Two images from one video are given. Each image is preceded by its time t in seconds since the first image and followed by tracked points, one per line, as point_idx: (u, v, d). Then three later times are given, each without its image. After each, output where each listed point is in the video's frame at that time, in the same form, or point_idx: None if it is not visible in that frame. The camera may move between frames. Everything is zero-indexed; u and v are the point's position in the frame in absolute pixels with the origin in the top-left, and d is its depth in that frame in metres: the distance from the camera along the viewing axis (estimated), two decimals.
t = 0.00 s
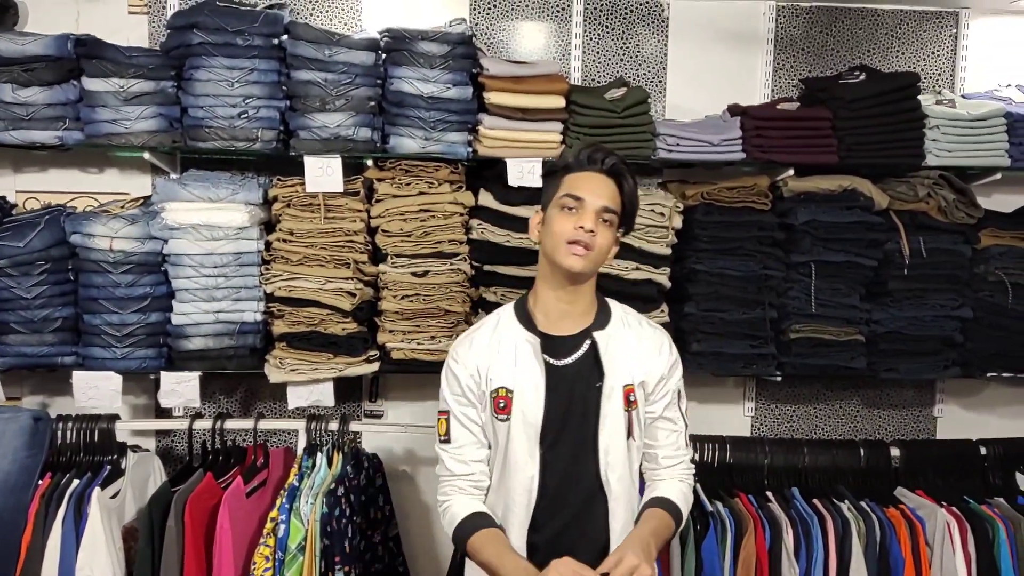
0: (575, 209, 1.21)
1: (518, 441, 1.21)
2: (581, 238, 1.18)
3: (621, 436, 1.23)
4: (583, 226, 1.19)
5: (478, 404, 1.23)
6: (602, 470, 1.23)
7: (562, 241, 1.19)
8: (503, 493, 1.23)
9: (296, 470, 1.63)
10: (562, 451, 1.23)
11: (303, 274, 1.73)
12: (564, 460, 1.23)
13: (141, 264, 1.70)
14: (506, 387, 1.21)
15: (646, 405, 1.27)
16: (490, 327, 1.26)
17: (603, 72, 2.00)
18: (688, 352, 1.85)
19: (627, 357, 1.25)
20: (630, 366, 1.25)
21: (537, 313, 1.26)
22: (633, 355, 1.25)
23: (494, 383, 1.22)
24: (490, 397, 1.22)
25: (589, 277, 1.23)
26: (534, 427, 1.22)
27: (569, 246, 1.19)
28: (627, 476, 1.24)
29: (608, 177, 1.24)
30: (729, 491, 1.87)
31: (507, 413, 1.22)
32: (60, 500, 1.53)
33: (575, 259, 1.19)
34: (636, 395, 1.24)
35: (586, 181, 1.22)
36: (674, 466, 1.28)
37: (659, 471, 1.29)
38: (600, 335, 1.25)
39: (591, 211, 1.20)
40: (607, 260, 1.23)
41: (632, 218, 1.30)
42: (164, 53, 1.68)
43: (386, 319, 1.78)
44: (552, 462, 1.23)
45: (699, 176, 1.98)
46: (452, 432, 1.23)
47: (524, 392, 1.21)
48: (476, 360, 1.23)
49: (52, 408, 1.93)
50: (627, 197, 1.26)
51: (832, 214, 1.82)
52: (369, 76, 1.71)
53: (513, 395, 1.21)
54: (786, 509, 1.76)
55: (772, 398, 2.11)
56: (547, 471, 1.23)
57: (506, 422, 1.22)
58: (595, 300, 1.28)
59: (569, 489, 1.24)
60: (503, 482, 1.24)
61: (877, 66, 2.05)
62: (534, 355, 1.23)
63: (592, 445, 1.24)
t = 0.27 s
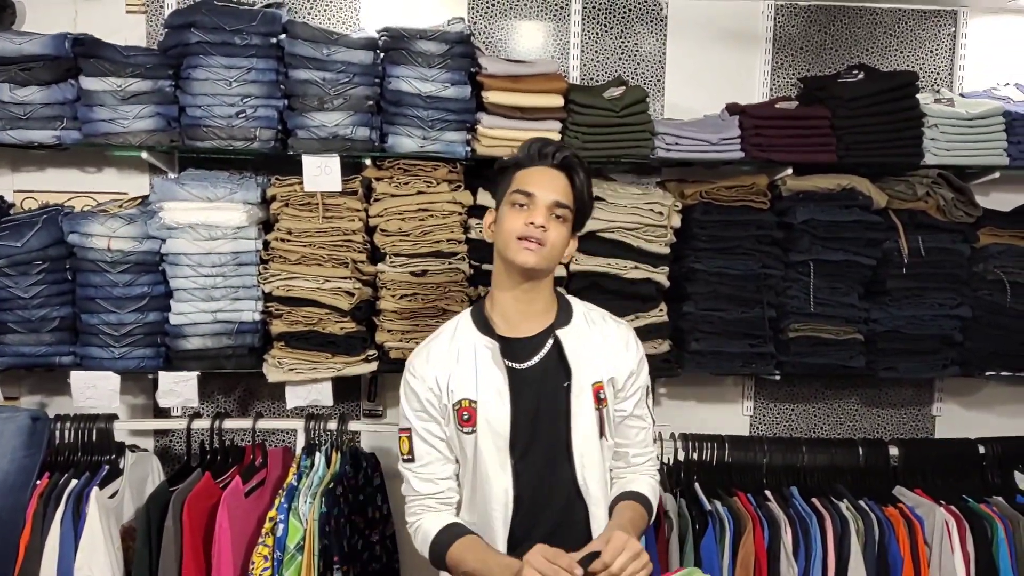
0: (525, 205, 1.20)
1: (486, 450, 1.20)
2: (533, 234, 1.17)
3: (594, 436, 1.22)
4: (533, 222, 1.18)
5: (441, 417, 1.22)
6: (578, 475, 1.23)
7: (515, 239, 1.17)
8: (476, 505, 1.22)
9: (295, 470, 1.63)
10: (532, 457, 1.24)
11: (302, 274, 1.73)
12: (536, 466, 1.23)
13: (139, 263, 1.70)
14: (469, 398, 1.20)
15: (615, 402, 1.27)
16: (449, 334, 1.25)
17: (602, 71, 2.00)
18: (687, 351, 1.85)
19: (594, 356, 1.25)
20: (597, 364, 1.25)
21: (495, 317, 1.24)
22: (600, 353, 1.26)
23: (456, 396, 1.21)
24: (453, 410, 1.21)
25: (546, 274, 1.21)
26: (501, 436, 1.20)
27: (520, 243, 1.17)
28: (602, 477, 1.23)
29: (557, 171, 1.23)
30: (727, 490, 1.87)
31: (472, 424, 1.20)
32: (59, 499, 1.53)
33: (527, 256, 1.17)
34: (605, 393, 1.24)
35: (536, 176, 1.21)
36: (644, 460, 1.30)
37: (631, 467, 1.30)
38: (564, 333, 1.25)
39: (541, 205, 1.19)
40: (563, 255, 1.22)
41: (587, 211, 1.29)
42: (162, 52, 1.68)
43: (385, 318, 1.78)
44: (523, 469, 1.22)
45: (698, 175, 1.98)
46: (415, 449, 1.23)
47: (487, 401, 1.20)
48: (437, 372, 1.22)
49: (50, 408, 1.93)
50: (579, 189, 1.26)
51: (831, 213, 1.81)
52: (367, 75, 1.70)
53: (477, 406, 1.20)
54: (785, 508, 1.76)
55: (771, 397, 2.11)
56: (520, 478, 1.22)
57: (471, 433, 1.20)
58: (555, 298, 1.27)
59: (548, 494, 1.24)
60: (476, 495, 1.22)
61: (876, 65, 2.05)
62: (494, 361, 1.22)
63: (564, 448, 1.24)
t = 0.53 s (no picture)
0: (515, 202, 1.20)
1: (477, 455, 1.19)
2: (521, 232, 1.17)
3: (589, 438, 1.22)
4: (523, 220, 1.18)
5: (429, 421, 1.21)
6: (575, 479, 1.22)
7: (503, 237, 1.18)
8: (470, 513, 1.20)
9: (295, 466, 1.63)
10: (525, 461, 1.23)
11: (302, 270, 1.73)
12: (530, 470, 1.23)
13: (139, 259, 1.69)
14: (458, 403, 1.19)
15: (609, 403, 1.27)
16: (437, 335, 1.25)
17: (603, 67, 2.00)
18: (687, 348, 1.85)
19: (587, 356, 1.25)
20: (591, 365, 1.25)
21: (484, 317, 1.25)
22: (592, 353, 1.26)
23: (444, 401, 1.20)
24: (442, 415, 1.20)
25: (535, 274, 1.22)
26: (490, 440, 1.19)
27: (510, 240, 1.18)
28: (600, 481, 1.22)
29: (548, 168, 1.24)
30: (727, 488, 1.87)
31: (461, 431, 1.19)
32: (59, 495, 1.52)
33: (516, 254, 1.18)
34: (600, 393, 1.24)
35: (527, 173, 1.22)
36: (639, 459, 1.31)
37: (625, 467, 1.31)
38: (555, 332, 1.25)
39: (531, 203, 1.20)
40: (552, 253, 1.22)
41: (578, 209, 1.29)
42: (162, 48, 1.68)
43: (385, 315, 1.78)
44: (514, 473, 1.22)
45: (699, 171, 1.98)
46: (400, 455, 1.23)
47: (476, 405, 1.19)
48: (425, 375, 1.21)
49: (50, 403, 1.93)
50: (572, 187, 1.26)
51: (832, 210, 1.81)
52: (367, 71, 1.70)
53: (466, 411, 1.19)
54: (784, 505, 1.76)
55: (771, 394, 2.11)
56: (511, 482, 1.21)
57: (459, 439, 1.19)
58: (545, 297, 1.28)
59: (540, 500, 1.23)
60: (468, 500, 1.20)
61: (877, 62, 2.05)
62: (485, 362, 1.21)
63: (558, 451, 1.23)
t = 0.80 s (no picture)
0: (565, 201, 1.17)
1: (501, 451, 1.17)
2: (570, 233, 1.14)
3: (621, 447, 1.20)
4: (571, 220, 1.14)
5: (457, 410, 1.22)
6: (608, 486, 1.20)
7: (550, 237, 1.15)
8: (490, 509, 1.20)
9: (298, 462, 1.64)
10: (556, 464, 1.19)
11: (305, 266, 1.73)
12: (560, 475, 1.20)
13: (141, 255, 1.69)
14: (487, 395, 1.19)
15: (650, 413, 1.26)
16: (472, 324, 1.25)
17: (605, 63, 1.99)
18: (690, 344, 1.85)
19: (629, 363, 1.23)
20: (632, 372, 1.23)
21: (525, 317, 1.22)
22: (636, 360, 1.24)
23: (473, 391, 1.20)
24: (467, 404, 1.20)
25: (580, 276, 1.18)
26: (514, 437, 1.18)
27: (557, 241, 1.14)
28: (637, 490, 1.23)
29: (602, 165, 1.20)
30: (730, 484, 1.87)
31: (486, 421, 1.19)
32: (63, 491, 1.53)
33: (563, 255, 1.14)
34: (639, 403, 1.22)
35: (579, 170, 1.19)
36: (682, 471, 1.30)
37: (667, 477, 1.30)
38: (596, 336, 1.22)
39: (581, 202, 1.16)
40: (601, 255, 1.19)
41: (628, 210, 1.25)
42: (164, 44, 1.68)
43: (388, 310, 1.78)
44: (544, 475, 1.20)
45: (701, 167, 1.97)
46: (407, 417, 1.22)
47: (504, 400, 1.19)
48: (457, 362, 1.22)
49: (53, 400, 1.93)
50: (623, 187, 1.22)
51: (835, 206, 1.80)
52: (370, 67, 1.70)
53: (493, 402, 1.19)
54: (787, 501, 1.76)
55: (774, 390, 2.11)
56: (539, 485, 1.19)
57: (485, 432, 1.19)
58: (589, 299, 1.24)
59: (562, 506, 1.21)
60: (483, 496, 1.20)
61: (881, 57, 2.04)
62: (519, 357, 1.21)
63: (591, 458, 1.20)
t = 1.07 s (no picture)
0: (641, 208, 1.20)
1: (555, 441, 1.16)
2: (641, 243, 1.17)
3: (679, 450, 1.21)
4: (643, 228, 1.17)
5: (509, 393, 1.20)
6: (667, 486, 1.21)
7: (622, 245, 1.18)
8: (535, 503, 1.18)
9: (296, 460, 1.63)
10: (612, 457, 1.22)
11: (301, 265, 1.73)
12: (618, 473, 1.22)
13: (138, 254, 1.69)
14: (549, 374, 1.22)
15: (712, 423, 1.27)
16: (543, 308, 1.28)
17: (602, 61, 1.99)
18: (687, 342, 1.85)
19: (695, 370, 1.24)
20: (698, 380, 1.24)
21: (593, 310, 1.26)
22: (702, 368, 1.25)
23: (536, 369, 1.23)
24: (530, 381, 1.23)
25: (652, 283, 1.21)
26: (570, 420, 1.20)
27: (629, 247, 1.18)
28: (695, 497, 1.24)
29: (684, 171, 1.21)
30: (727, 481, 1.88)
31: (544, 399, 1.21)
32: (60, 491, 1.52)
33: (632, 262, 1.18)
34: (700, 411, 1.23)
35: (659, 175, 1.21)
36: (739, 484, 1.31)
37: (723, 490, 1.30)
38: (664, 339, 1.25)
39: (656, 210, 1.19)
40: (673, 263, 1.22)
41: (708, 219, 1.26)
42: (160, 42, 1.67)
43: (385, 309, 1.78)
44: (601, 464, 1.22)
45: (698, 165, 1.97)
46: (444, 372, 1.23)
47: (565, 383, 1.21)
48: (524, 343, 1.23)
49: (50, 399, 1.93)
50: (706, 198, 1.23)
51: (832, 203, 1.80)
52: (366, 65, 1.70)
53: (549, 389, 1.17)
54: (785, 498, 1.77)
55: (771, 387, 2.11)
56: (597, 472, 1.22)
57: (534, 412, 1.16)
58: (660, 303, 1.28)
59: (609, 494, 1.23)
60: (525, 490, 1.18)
61: (877, 54, 2.04)
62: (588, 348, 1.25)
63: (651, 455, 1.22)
